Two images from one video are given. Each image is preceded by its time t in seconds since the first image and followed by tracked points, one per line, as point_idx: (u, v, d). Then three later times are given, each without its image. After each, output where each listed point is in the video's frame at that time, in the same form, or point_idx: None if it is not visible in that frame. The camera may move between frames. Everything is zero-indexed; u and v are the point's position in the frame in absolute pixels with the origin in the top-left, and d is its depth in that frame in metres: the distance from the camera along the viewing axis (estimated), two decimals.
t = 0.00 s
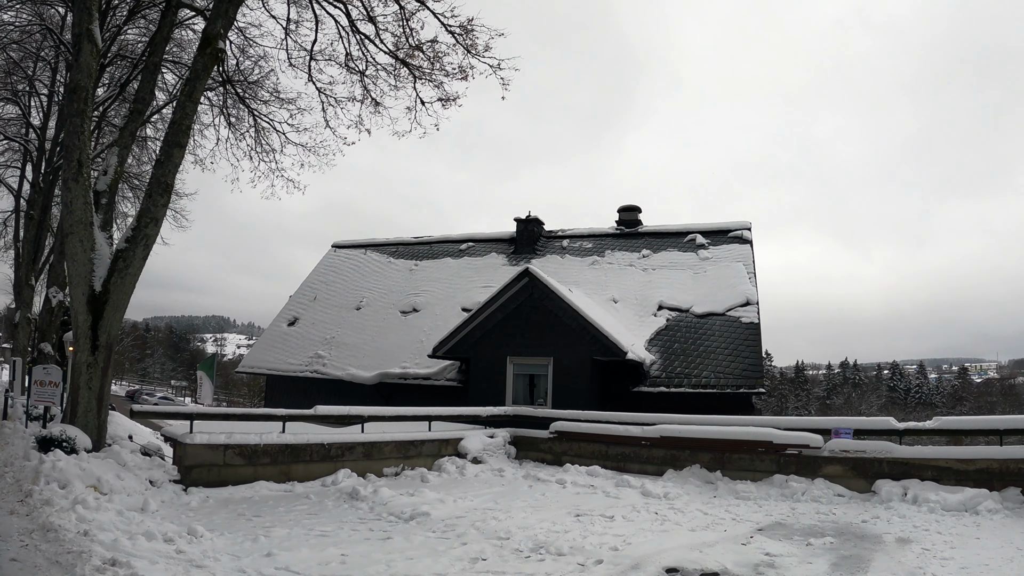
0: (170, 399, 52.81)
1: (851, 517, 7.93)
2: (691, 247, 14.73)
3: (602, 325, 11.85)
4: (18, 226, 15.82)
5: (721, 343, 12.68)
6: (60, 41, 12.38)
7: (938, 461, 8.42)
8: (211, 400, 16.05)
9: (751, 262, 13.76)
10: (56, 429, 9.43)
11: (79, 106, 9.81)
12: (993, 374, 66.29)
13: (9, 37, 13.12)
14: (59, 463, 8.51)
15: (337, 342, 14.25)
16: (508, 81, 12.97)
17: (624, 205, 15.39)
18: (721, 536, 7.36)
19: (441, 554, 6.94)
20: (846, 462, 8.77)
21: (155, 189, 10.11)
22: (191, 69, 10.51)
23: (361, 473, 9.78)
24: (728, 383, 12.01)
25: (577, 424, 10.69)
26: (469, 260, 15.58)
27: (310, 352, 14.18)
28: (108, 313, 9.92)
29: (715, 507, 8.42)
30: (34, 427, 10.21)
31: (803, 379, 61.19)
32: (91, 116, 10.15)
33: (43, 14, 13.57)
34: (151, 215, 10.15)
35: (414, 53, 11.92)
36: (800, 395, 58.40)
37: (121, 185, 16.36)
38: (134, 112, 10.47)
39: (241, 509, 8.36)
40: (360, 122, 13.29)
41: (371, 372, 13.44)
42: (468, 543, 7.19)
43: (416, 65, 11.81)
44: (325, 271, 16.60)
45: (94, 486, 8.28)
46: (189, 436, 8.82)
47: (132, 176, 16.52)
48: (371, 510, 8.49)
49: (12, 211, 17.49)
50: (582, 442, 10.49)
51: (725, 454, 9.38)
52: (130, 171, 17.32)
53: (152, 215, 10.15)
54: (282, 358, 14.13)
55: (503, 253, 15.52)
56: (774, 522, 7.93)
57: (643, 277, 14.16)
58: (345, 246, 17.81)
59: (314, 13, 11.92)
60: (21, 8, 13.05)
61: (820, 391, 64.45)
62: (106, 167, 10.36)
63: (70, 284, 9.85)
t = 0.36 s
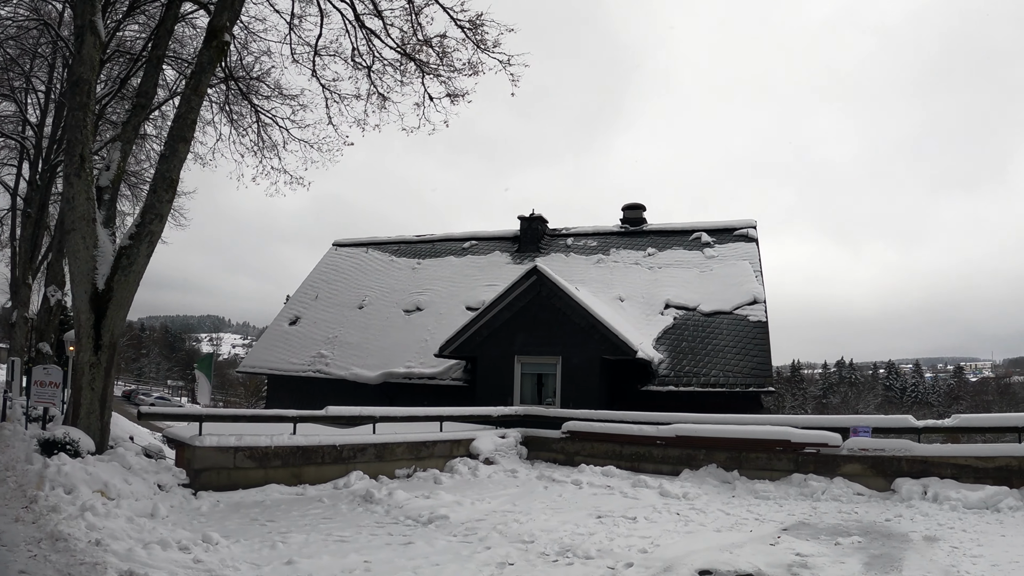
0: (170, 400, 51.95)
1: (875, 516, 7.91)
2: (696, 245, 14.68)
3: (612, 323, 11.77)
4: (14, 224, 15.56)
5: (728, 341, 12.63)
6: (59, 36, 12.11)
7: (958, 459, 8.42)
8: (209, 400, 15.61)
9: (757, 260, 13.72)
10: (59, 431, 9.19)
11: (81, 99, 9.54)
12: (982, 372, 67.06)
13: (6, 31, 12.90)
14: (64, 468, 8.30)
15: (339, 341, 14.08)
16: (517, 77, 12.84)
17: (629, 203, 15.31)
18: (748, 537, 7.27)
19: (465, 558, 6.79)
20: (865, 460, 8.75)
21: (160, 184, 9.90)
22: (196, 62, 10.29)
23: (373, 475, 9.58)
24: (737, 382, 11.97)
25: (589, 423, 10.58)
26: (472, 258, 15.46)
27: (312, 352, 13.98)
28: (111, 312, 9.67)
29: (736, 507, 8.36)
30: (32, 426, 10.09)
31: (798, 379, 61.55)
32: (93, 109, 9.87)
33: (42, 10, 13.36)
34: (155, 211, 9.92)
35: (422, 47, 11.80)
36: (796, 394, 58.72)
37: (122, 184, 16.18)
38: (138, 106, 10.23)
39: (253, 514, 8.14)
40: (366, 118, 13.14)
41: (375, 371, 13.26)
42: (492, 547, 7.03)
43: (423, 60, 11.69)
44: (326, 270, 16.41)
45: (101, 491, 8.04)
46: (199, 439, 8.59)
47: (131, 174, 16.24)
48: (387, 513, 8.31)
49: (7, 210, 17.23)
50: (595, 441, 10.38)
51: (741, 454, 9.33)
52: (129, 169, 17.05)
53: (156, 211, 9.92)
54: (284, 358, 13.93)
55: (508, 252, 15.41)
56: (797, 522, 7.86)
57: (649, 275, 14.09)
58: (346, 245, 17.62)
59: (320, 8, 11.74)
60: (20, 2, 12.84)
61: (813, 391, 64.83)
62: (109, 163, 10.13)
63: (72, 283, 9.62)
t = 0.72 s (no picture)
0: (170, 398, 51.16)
1: (899, 515, 7.85)
2: (703, 242, 14.59)
3: (622, 321, 11.68)
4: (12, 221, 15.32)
5: (738, 340, 12.56)
6: (59, 29, 11.85)
7: (979, 457, 8.37)
8: (208, 400, 15.35)
9: (765, 258, 13.65)
10: (61, 432, 8.87)
11: (84, 90, 9.28)
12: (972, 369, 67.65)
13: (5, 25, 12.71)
14: (68, 472, 7.97)
15: (343, 339, 13.91)
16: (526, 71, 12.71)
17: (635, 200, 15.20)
18: (777, 539, 7.16)
19: (490, 562, 6.63)
20: (886, 459, 8.69)
21: (164, 178, 9.65)
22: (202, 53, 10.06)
23: (385, 476, 9.36)
24: (748, 380, 11.90)
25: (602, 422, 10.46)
26: (477, 255, 15.34)
27: (315, 351, 13.82)
28: (114, 309, 9.39)
29: (758, 507, 8.26)
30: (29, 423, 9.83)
31: (795, 377, 61.73)
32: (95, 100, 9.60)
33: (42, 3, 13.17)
34: (159, 206, 9.65)
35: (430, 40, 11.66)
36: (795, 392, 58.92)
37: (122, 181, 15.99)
38: (142, 99, 9.97)
39: (265, 518, 7.88)
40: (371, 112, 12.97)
41: (379, 370, 13.12)
42: (517, 550, 6.85)
43: (432, 53, 11.54)
44: (328, 267, 16.24)
45: (107, 496, 7.76)
46: (208, 440, 8.28)
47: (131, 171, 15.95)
48: (404, 515, 8.12)
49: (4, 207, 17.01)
50: (609, 441, 10.26)
51: (760, 452, 9.24)
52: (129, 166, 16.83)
53: (161, 205, 9.66)
54: (286, 357, 13.78)
55: (513, 249, 15.32)
56: (822, 522, 7.77)
57: (656, 273, 13.98)
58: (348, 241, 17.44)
59: None
60: None
61: (809, 388, 65.06)
62: (112, 157, 9.87)
63: (73, 279, 9.34)
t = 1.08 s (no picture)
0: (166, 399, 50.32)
1: (932, 514, 7.78)
2: (714, 241, 14.51)
3: (638, 320, 11.56)
4: (12, 219, 15.27)
5: (753, 339, 12.47)
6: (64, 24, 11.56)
7: (1007, 456, 8.33)
8: (209, 402, 14.91)
9: (778, 257, 13.57)
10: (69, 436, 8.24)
11: (90, 82, 8.91)
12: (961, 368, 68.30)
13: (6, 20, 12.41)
14: (78, 478, 7.38)
15: (350, 339, 13.66)
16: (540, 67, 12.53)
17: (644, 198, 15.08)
18: (815, 541, 7.08)
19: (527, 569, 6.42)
20: (913, 458, 8.61)
21: (174, 173, 9.26)
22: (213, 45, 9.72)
23: (404, 480, 9.05)
24: (763, 380, 11.83)
25: (622, 422, 10.33)
26: (485, 254, 15.21)
27: (321, 351, 13.57)
28: (121, 309, 8.88)
29: (788, 508, 8.16)
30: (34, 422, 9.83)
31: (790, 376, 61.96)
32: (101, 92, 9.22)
33: None
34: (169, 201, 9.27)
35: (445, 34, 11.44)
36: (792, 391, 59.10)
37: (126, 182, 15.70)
38: (149, 92, 9.57)
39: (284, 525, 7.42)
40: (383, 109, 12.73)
41: (388, 371, 12.90)
42: (553, 557, 6.64)
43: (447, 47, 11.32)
44: (333, 266, 16.01)
45: (119, 504, 7.22)
46: (224, 444, 7.84)
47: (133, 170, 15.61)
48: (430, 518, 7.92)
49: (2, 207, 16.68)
50: (629, 442, 10.11)
51: (785, 453, 9.15)
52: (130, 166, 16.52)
53: (170, 200, 9.27)
54: (292, 357, 13.54)
55: (521, 248, 15.19)
56: (856, 523, 7.69)
57: (667, 272, 13.88)
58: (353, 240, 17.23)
59: None
60: None
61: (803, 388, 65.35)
62: (118, 151, 9.52)
63: (80, 275, 8.87)
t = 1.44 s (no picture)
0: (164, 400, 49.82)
1: (956, 510, 7.77)
2: (720, 240, 14.49)
3: (650, 318, 11.50)
4: (9, 217, 15.18)
5: (763, 338, 12.46)
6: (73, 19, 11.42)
7: None
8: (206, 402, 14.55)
9: (785, 256, 13.56)
10: (77, 435, 7.86)
11: (98, 73, 8.64)
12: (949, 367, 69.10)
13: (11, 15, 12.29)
14: (90, 482, 7.05)
15: (354, 339, 13.48)
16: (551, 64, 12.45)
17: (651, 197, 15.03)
18: (847, 538, 7.06)
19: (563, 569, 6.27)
20: (934, 455, 8.60)
21: (184, 166, 8.98)
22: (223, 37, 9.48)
23: (422, 481, 8.87)
24: (775, 378, 11.82)
25: (638, 421, 10.25)
26: (491, 253, 15.13)
27: (325, 350, 13.36)
28: (129, 306, 8.61)
29: (813, 505, 8.12)
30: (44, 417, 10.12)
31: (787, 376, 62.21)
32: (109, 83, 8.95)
33: None
34: (178, 195, 8.99)
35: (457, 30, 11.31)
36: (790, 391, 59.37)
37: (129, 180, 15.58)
38: (158, 85, 9.30)
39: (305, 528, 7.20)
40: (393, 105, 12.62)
41: (394, 370, 12.72)
42: (587, 558, 6.52)
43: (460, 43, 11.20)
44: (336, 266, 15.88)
45: (133, 508, 6.88)
46: (241, 446, 7.56)
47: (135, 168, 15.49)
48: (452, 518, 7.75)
49: None
50: (645, 441, 10.04)
51: (805, 450, 9.11)
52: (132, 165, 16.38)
53: (179, 195, 8.98)
54: (294, 356, 13.33)
55: (527, 246, 15.13)
56: (883, 520, 7.67)
57: (675, 270, 13.85)
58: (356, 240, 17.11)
59: None
60: None
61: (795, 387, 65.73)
62: (126, 145, 9.26)
63: (87, 271, 8.58)
